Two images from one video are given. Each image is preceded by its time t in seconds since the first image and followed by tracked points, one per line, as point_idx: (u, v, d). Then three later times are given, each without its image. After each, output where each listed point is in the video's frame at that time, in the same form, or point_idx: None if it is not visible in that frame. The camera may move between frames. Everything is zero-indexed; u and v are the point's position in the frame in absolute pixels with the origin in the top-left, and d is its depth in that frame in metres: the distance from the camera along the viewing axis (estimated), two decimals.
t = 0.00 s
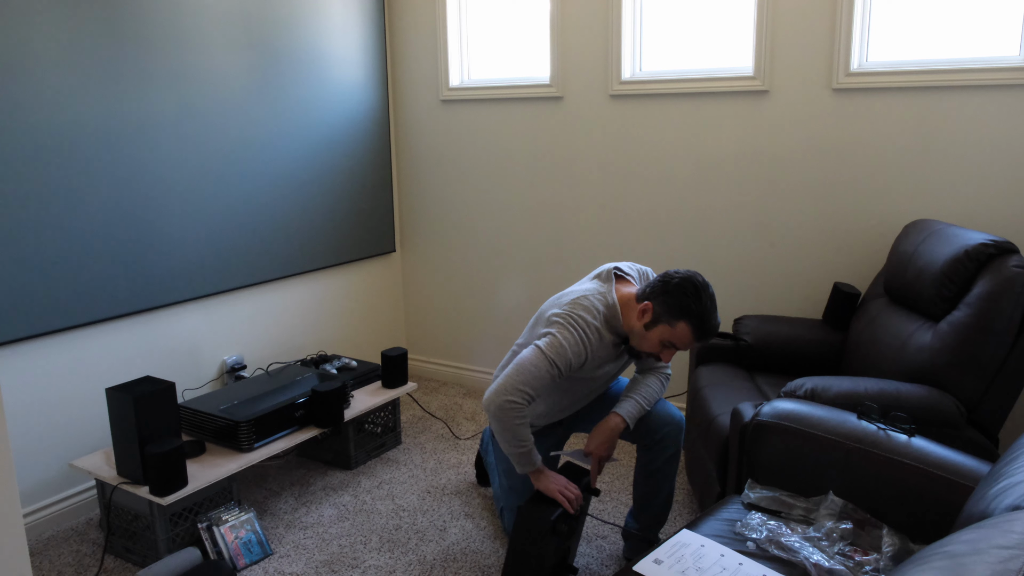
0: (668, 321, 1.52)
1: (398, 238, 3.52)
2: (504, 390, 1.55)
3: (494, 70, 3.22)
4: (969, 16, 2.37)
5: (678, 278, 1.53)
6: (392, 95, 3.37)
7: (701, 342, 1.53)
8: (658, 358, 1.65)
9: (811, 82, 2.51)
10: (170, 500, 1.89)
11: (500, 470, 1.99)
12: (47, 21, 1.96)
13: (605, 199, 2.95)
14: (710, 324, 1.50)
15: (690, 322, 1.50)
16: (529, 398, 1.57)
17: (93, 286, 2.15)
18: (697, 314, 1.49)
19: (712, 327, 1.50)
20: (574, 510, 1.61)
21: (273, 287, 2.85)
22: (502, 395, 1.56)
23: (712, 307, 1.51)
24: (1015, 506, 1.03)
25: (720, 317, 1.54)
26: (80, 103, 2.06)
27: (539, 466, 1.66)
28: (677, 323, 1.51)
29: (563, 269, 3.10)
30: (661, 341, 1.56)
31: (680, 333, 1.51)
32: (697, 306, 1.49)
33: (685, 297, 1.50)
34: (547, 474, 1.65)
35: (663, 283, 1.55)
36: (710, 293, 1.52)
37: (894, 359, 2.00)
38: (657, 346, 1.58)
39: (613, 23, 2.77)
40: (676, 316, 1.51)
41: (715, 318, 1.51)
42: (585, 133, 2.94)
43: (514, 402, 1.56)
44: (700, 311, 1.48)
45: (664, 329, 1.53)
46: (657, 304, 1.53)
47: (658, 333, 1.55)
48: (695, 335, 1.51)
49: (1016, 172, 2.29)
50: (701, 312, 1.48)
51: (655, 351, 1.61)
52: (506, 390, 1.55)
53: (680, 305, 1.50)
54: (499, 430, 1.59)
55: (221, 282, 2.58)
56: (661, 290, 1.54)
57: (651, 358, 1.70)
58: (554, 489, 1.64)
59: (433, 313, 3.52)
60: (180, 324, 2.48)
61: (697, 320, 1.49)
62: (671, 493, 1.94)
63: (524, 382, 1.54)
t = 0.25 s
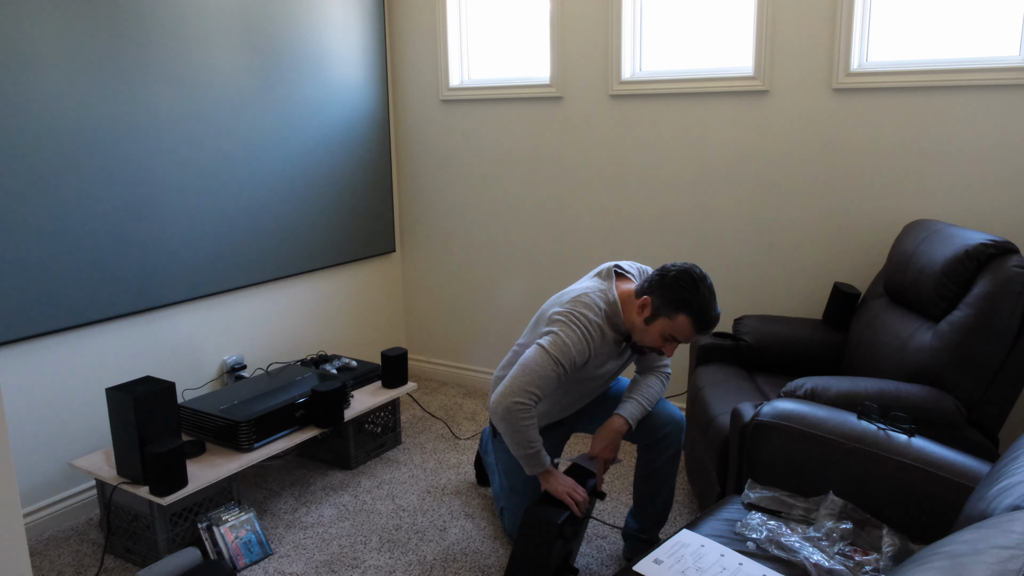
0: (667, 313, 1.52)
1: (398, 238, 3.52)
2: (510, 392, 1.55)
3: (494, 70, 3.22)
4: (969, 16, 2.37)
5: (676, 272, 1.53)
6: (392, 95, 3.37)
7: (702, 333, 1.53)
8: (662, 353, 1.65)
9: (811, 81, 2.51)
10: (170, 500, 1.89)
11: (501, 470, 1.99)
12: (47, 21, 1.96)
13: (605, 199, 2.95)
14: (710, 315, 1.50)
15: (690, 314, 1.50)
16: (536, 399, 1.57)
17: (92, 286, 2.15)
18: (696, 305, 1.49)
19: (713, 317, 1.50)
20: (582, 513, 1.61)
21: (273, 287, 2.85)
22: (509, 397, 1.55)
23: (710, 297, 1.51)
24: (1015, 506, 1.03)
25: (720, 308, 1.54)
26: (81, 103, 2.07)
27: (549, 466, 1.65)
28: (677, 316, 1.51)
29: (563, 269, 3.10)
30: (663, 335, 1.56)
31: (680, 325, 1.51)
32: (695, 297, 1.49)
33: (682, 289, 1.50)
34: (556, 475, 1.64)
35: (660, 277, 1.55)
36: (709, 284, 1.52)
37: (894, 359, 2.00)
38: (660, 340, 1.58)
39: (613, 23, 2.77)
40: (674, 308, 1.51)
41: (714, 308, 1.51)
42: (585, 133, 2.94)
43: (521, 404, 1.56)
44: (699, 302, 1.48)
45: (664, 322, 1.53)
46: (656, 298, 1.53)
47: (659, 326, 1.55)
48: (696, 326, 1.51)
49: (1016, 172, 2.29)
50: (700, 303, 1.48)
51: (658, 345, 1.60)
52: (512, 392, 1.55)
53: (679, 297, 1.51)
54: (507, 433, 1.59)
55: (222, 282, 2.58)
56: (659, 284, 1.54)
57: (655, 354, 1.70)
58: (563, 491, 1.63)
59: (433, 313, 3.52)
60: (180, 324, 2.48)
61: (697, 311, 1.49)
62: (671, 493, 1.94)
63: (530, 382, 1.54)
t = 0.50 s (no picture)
0: (670, 321, 1.52)
1: (398, 238, 3.52)
2: (505, 388, 1.56)
3: (494, 70, 3.22)
4: (969, 16, 2.37)
5: (681, 278, 1.53)
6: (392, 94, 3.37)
7: (703, 342, 1.53)
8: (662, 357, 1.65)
9: (811, 82, 2.51)
10: (170, 500, 1.89)
11: (501, 470, 1.99)
12: (47, 21, 1.96)
13: (605, 199, 2.95)
14: (713, 325, 1.50)
15: (693, 322, 1.50)
16: (529, 397, 1.57)
17: (92, 286, 2.15)
18: (699, 314, 1.49)
19: (715, 327, 1.50)
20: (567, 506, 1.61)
21: (273, 287, 2.85)
22: (503, 393, 1.56)
23: (714, 306, 1.51)
24: (1015, 506, 1.03)
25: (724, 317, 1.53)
26: (81, 103, 2.07)
27: (535, 464, 1.65)
28: (680, 323, 1.51)
29: (563, 269, 3.10)
30: (664, 341, 1.56)
31: (682, 333, 1.51)
32: (699, 306, 1.49)
33: (687, 297, 1.50)
34: (542, 471, 1.64)
35: (665, 283, 1.55)
36: (713, 293, 1.52)
37: (894, 359, 2.00)
38: (660, 346, 1.58)
39: (613, 23, 2.77)
40: (678, 316, 1.51)
41: (717, 317, 1.51)
42: (585, 133, 2.94)
43: (514, 401, 1.56)
44: (702, 311, 1.48)
45: (667, 330, 1.53)
46: (660, 304, 1.53)
47: (661, 333, 1.55)
48: (698, 334, 1.51)
49: (1016, 172, 2.29)
50: (704, 312, 1.48)
51: (659, 351, 1.60)
52: (507, 388, 1.56)
53: (683, 305, 1.50)
54: (497, 428, 1.60)
55: (222, 282, 2.58)
56: (665, 291, 1.54)
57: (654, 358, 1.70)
58: (549, 486, 1.63)
59: (433, 313, 3.52)
60: (180, 324, 2.48)
61: (700, 320, 1.49)
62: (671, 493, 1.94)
63: (525, 380, 1.55)
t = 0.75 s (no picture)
0: (668, 319, 1.52)
1: (398, 238, 3.52)
2: (516, 402, 1.54)
3: (494, 70, 3.22)
4: (969, 17, 2.37)
5: (680, 277, 1.53)
6: (392, 95, 3.37)
7: (701, 340, 1.53)
8: (660, 356, 1.65)
9: (811, 81, 2.51)
10: (170, 500, 1.89)
11: (502, 470, 1.99)
12: (47, 21, 1.97)
13: (605, 199, 2.95)
14: (711, 323, 1.50)
15: (691, 321, 1.50)
16: (542, 407, 1.55)
17: (92, 286, 2.15)
18: (697, 313, 1.49)
19: (714, 326, 1.50)
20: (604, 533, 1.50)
21: (274, 287, 2.85)
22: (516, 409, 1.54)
23: (713, 305, 1.51)
24: (1016, 506, 1.03)
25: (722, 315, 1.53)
26: (79, 103, 2.06)
27: (579, 477, 1.56)
28: (678, 322, 1.51)
29: (563, 268, 3.11)
30: (663, 339, 1.56)
31: (680, 331, 1.51)
32: (698, 305, 1.49)
33: (686, 296, 1.50)
34: (587, 488, 1.54)
35: (665, 281, 1.55)
36: (712, 292, 1.52)
37: (894, 359, 2.00)
38: (658, 344, 1.58)
39: (613, 24, 2.77)
40: (676, 315, 1.51)
41: (716, 315, 1.51)
42: (585, 133, 2.94)
43: (530, 414, 1.54)
44: (701, 310, 1.48)
45: (665, 328, 1.53)
46: (659, 302, 1.53)
47: (659, 331, 1.55)
48: (696, 333, 1.51)
49: (1016, 172, 2.29)
50: (702, 311, 1.48)
51: (657, 349, 1.60)
52: (520, 403, 1.54)
53: (682, 304, 1.51)
54: (517, 444, 1.58)
55: (222, 282, 2.58)
56: (664, 289, 1.54)
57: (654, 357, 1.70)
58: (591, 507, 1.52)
59: (433, 313, 3.52)
60: (180, 324, 2.48)
61: (698, 318, 1.49)
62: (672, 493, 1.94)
63: (534, 390, 1.54)
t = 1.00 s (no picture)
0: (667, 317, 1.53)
1: (398, 238, 3.52)
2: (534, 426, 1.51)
3: (494, 70, 3.22)
4: (968, 16, 2.37)
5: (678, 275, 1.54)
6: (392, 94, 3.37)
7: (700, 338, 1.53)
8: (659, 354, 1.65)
9: (811, 81, 2.51)
10: (170, 500, 1.89)
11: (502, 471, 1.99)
12: (47, 20, 1.96)
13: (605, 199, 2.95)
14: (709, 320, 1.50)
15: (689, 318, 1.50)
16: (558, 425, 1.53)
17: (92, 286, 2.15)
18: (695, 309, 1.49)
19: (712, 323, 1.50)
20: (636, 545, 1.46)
21: (273, 287, 2.85)
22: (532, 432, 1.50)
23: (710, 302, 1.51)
24: (1016, 506, 1.03)
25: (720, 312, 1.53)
26: (79, 102, 2.06)
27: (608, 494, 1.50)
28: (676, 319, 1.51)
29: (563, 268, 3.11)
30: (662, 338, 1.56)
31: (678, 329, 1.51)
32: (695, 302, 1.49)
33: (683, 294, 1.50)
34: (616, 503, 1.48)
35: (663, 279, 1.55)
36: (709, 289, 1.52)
37: (894, 359, 2.00)
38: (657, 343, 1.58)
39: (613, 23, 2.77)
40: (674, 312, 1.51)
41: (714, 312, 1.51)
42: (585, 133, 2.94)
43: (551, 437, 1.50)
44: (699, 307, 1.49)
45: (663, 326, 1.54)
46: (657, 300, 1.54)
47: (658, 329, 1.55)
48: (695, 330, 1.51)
49: (1016, 172, 2.28)
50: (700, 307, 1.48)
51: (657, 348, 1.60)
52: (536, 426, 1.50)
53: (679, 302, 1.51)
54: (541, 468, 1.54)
55: (221, 282, 2.58)
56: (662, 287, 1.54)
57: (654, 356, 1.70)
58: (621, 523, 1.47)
59: (433, 313, 3.52)
60: (180, 324, 2.48)
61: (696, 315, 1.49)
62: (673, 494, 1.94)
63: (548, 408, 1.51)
